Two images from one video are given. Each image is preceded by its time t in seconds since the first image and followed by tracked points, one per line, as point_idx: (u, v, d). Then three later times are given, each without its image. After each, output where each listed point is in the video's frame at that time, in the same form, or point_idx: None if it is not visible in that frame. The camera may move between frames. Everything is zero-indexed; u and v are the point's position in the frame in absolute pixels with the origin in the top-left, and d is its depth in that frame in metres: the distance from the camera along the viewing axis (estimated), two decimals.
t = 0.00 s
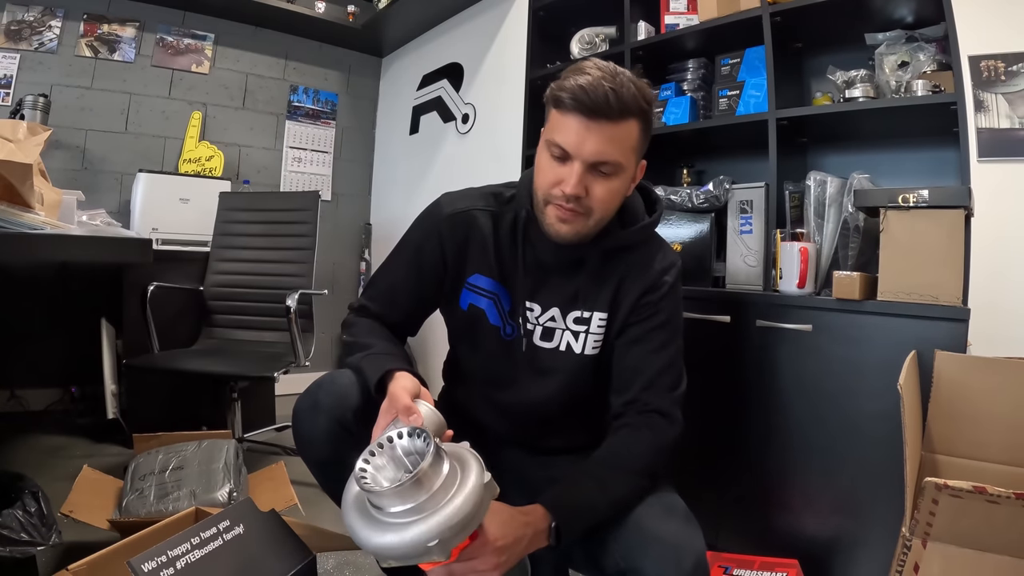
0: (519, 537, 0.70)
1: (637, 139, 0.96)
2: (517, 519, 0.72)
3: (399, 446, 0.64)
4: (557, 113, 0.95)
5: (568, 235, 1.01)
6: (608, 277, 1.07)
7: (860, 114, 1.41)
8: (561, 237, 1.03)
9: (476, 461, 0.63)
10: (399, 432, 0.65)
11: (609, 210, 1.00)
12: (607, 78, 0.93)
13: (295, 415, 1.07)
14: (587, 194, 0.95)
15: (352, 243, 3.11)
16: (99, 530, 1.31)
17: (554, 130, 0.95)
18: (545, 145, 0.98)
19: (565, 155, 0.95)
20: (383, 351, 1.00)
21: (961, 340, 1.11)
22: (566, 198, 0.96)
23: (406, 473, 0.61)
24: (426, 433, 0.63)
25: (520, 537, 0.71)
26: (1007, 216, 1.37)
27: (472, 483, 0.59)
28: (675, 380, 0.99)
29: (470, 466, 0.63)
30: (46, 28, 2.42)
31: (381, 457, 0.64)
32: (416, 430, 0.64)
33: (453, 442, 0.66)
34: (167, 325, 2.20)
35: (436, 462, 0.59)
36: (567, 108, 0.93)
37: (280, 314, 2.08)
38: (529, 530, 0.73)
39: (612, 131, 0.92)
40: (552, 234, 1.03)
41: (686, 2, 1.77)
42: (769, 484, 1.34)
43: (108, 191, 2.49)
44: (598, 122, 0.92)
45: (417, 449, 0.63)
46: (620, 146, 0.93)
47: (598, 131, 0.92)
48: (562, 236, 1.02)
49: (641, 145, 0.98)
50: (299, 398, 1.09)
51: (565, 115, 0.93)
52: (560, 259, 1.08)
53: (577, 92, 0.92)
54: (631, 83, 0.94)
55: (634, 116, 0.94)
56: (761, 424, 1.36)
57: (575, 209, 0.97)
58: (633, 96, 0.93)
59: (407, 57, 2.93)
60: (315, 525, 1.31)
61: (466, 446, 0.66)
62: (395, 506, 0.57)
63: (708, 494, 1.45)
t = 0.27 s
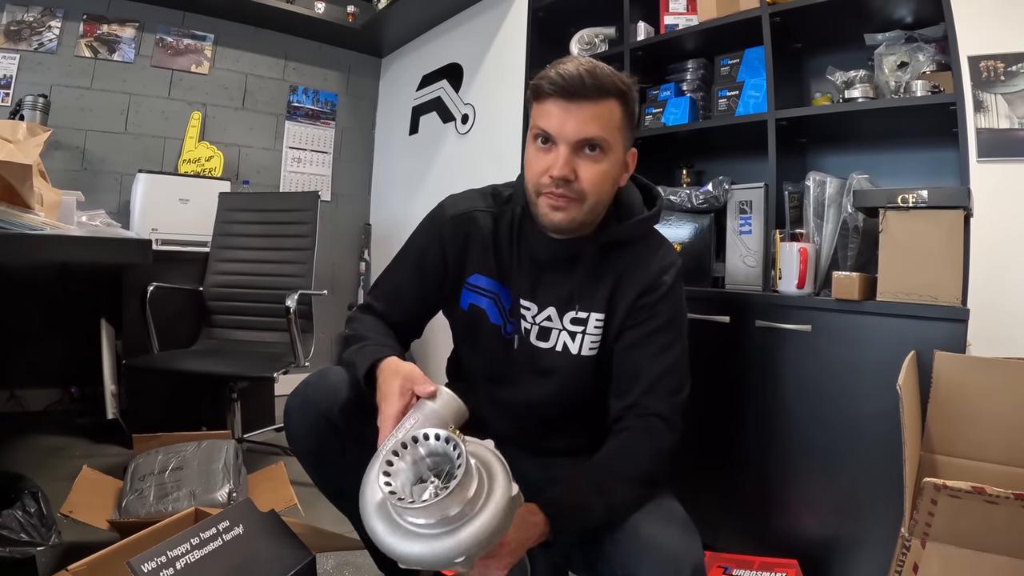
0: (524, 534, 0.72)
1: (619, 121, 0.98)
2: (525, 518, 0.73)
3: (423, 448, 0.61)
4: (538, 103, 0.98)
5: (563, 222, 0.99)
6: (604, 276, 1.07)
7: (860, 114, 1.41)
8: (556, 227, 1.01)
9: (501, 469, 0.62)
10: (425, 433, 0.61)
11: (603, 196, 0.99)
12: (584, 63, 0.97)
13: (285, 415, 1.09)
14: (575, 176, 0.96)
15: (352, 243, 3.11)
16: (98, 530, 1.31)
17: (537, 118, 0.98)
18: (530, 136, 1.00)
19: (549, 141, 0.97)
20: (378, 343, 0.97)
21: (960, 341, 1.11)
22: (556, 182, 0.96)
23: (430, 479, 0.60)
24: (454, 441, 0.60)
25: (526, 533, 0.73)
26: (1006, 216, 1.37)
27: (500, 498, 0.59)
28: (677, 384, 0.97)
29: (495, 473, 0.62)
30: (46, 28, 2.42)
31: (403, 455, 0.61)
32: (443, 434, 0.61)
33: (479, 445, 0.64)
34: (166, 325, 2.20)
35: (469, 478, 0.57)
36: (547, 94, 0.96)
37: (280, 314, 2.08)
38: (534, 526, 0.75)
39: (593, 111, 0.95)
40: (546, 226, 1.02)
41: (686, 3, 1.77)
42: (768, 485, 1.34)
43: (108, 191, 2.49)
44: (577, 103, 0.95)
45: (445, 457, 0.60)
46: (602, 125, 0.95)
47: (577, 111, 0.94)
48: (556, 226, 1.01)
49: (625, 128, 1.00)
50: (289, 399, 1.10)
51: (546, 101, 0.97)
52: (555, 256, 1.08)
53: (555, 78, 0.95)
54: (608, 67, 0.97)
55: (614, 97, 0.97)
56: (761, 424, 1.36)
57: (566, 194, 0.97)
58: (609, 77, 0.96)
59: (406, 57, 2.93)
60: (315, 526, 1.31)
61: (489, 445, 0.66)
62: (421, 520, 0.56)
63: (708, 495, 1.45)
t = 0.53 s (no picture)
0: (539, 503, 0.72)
1: (606, 113, 0.98)
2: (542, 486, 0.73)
3: (462, 377, 0.62)
4: (523, 103, 0.98)
5: (560, 218, 0.99)
6: (603, 269, 1.06)
7: (859, 115, 1.41)
8: (553, 223, 1.01)
9: (532, 414, 0.62)
10: (466, 361, 0.62)
11: (596, 188, 0.99)
12: (565, 60, 0.97)
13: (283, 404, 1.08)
14: (567, 170, 0.96)
15: (351, 243, 3.11)
16: (98, 531, 1.31)
17: (524, 118, 0.98)
18: (518, 136, 1.00)
19: (538, 139, 0.97)
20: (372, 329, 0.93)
21: (959, 342, 1.11)
22: (548, 178, 0.96)
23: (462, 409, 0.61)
24: (493, 372, 0.61)
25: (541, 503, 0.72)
26: (1004, 218, 1.37)
27: (529, 438, 0.59)
28: (675, 376, 0.97)
29: (526, 416, 0.62)
30: (46, 28, 2.42)
31: (441, 380, 0.62)
32: (483, 364, 0.62)
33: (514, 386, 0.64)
34: (166, 326, 2.20)
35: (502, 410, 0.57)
36: (532, 94, 0.97)
37: (279, 315, 2.08)
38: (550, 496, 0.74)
39: (579, 105, 0.95)
40: (543, 222, 1.02)
41: (685, 4, 1.77)
42: (766, 485, 1.34)
43: (107, 192, 2.49)
44: (562, 99, 0.95)
45: (481, 388, 0.61)
46: (589, 118, 0.95)
47: (562, 106, 0.95)
48: (552, 222, 1.01)
49: (612, 121, 1.00)
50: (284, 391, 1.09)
51: (531, 101, 0.97)
52: (552, 247, 1.08)
53: (538, 77, 0.96)
54: (589, 62, 0.97)
55: (599, 90, 0.97)
56: (759, 424, 1.36)
57: (559, 189, 0.97)
58: (591, 71, 0.96)
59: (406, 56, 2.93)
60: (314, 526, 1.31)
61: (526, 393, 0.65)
62: (449, 443, 0.57)
63: (706, 495, 1.46)
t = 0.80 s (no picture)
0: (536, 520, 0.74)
1: (603, 122, 0.99)
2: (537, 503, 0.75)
3: (455, 414, 0.66)
4: (522, 114, 0.99)
5: (559, 226, 1.00)
6: (601, 281, 1.07)
7: (858, 117, 1.42)
8: (553, 232, 1.02)
9: (524, 442, 0.66)
10: (458, 399, 0.67)
11: (595, 196, 1.00)
12: (562, 71, 0.98)
13: (286, 404, 1.09)
14: (566, 179, 0.96)
15: (351, 244, 3.12)
16: (98, 532, 1.31)
17: (523, 129, 0.99)
18: (517, 147, 1.01)
19: (537, 149, 0.98)
20: (383, 349, 0.95)
21: (958, 344, 1.11)
22: (547, 188, 0.96)
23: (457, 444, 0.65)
24: (483, 407, 0.65)
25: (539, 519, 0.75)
26: (1002, 220, 1.37)
27: (521, 467, 0.62)
28: (674, 391, 0.98)
29: (518, 444, 0.66)
30: (45, 29, 2.42)
31: (437, 419, 0.66)
32: (474, 401, 0.66)
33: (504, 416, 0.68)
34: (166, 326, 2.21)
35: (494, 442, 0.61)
36: (530, 105, 0.97)
37: (279, 315, 2.09)
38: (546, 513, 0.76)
39: (577, 115, 0.95)
40: (543, 231, 1.03)
41: (684, 5, 1.77)
42: (765, 487, 1.35)
43: (107, 193, 2.49)
44: (560, 109, 0.95)
45: (474, 424, 0.65)
46: (586, 127, 0.96)
47: (560, 117, 0.95)
48: (552, 231, 1.01)
49: (610, 130, 1.00)
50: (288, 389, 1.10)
51: (529, 111, 0.97)
52: (551, 256, 1.09)
53: (536, 88, 0.96)
54: (586, 72, 0.98)
55: (596, 100, 0.97)
56: (757, 426, 1.36)
57: (558, 198, 0.97)
58: (588, 81, 0.96)
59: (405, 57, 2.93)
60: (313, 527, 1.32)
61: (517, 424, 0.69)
62: (446, 477, 0.60)
63: (705, 496, 1.46)
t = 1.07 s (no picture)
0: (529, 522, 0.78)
1: (590, 120, 0.99)
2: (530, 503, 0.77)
3: (450, 450, 0.68)
4: (509, 115, 0.99)
5: (550, 223, 1.00)
6: (593, 276, 1.06)
7: (858, 117, 1.42)
8: (544, 229, 1.02)
9: (515, 479, 0.70)
10: (454, 435, 0.68)
11: (585, 193, 1.00)
12: (547, 71, 0.98)
13: (290, 404, 1.09)
14: (555, 177, 0.96)
15: (351, 244, 3.12)
16: (99, 532, 1.31)
17: (510, 129, 0.99)
18: (506, 147, 1.01)
19: (525, 149, 0.98)
20: (390, 351, 0.96)
21: (957, 344, 1.12)
22: (537, 186, 0.97)
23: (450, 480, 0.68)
24: (478, 449, 0.67)
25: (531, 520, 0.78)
26: (1002, 220, 1.38)
27: (508, 509, 0.67)
28: (681, 385, 0.97)
29: (509, 480, 0.69)
30: (45, 29, 2.42)
31: (432, 452, 0.69)
32: (469, 441, 0.67)
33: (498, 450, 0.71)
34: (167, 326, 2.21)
35: (485, 488, 0.65)
36: (516, 105, 0.97)
37: (279, 315, 2.09)
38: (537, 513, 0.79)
39: (564, 113, 0.95)
40: (534, 229, 1.03)
41: (684, 6, 1.78)
42: (765, 487, 1.35)
43: (107, 193, 2.49)
44: (547, 108, 0.95)
45: (468, 462, 0.68)
46: (573, 125, 0.96)
47: (547, 116, 0.95)
48: (542, 228, 1.01)
49: (597, 126, 1.00)
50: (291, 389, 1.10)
51: (516, 111, 0.98)
52: (542, 254, 1.09)
53: (522, 88, 0.96)
54: (571, 71, 0.98)
55: (582, 98, 0.97)
56: (756, 426, 1.36)
57: (548, 196, 0.97)
58: (573, 79, 0.97)
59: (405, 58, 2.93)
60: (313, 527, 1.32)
61: (508, 454, 0.72)
62: (437, 516, 0.64)
63: (705, 496, 1.46)
